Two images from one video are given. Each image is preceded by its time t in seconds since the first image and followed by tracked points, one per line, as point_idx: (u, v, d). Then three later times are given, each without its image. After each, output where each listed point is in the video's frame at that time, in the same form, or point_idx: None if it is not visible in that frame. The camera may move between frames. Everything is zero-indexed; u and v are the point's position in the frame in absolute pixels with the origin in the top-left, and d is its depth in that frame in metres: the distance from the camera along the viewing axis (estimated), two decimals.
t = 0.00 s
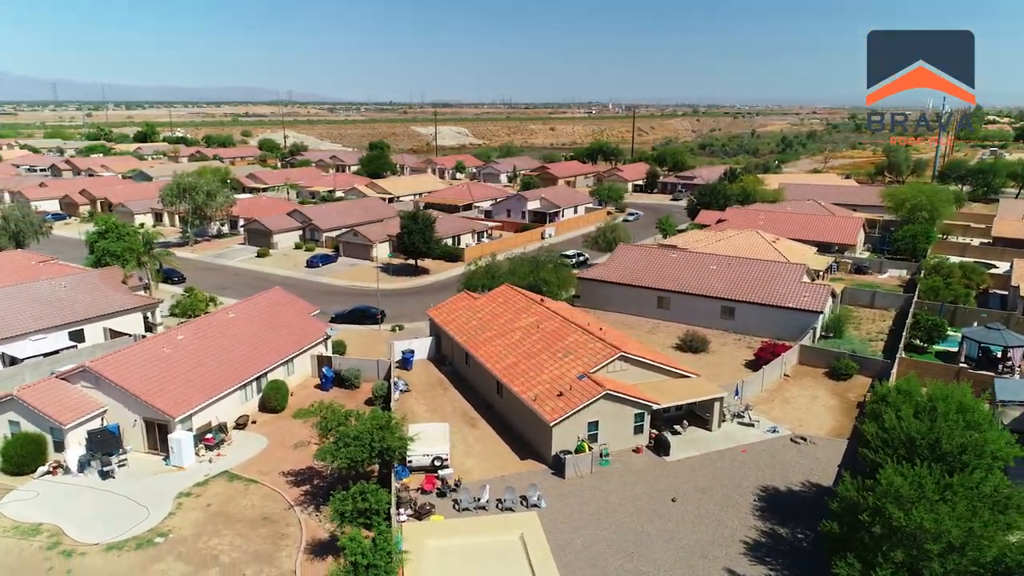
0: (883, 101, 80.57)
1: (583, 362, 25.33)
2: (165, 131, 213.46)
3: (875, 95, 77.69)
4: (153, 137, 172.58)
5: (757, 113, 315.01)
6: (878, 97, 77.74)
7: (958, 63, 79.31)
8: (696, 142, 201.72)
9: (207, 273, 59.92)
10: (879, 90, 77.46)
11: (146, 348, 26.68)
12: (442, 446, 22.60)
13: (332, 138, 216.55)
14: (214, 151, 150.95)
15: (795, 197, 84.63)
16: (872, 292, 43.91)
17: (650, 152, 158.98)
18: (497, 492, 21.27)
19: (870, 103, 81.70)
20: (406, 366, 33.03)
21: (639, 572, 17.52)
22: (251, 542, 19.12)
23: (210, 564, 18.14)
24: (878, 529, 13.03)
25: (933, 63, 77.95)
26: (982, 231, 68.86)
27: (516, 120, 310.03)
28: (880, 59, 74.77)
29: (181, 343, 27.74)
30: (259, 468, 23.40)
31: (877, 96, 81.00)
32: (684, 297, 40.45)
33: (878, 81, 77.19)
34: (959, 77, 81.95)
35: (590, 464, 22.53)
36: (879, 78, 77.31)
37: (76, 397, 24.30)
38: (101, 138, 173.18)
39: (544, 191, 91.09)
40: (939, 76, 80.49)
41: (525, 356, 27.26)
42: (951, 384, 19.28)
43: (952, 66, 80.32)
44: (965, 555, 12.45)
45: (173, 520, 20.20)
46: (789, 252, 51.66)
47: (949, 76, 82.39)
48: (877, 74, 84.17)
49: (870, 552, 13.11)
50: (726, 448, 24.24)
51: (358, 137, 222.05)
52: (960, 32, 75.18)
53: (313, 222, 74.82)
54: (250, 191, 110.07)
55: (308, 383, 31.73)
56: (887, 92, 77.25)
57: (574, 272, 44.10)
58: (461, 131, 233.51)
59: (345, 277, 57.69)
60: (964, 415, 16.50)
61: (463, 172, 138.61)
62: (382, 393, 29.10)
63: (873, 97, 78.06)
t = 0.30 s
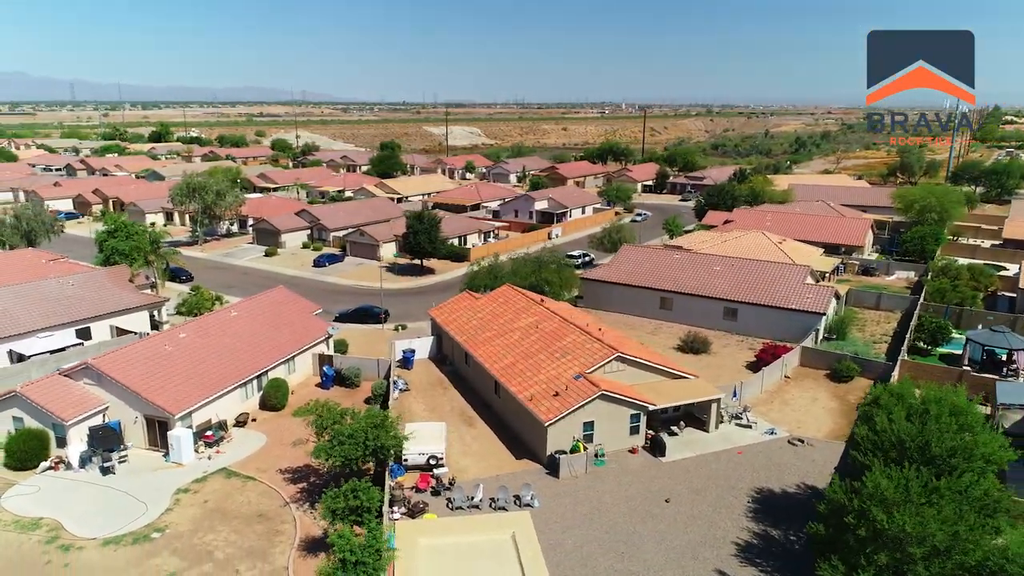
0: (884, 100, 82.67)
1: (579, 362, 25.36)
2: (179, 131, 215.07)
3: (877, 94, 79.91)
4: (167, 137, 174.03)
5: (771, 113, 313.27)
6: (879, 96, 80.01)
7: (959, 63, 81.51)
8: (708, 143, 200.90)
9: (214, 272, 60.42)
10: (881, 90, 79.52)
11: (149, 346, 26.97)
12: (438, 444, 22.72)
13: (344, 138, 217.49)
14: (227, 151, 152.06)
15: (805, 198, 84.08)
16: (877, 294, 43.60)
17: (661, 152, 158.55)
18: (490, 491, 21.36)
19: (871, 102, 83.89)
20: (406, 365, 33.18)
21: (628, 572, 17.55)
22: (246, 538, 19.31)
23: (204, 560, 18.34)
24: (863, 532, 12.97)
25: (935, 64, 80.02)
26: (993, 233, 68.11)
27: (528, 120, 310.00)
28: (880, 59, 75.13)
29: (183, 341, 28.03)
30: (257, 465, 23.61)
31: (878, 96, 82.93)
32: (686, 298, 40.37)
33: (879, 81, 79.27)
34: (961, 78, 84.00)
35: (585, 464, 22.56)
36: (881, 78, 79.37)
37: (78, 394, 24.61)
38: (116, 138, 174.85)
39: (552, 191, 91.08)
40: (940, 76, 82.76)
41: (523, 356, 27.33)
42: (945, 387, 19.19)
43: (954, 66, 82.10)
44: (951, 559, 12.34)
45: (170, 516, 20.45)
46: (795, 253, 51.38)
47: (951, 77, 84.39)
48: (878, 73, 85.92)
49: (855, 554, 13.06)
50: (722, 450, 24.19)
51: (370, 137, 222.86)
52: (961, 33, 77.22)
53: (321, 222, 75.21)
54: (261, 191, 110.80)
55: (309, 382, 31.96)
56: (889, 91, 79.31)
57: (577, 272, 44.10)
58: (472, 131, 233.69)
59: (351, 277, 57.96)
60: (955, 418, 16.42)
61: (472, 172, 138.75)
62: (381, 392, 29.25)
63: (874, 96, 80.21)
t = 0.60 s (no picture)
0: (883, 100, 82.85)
1: (576, 363, 25.39)
2: (193, 130, 216.90)
3: (877, 94, 79.79)
4: (181, 137, 175.63)
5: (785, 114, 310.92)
6: (880, 96, 80.01)
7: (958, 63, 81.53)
8: (721, 143, 199.83)
9: (223, 271, 60.96)
10: (882, 90, 79.49)
11: (152, 344, 27.29)
12: (434, 443, 22.84)
13: (356, 138, 218.41)
14: (240, 151, 153.26)
15: (815, 199, 83.49)
16: (883, 296, 43.26)
17: (672, 153, 157.99)
18: (485, 491, 21.45)
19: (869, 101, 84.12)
20: (408, 365, 33.32)
21: (618, 572, 17.60)
22: (241, 535, 19.51)
23: (199, 555, 18.56)
24: (847, 534, 12.96)
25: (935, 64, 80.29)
26: (1006, 235, 67.30)
27: (540, 120, 309.75)
28: (881, 59, 74.79)
29: (185, 339, 28.33)
30: (255, 462, 23.85)
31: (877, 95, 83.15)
32: (689, 299, 40.28)
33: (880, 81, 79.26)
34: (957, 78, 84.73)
35: (580, 464, 22.60)
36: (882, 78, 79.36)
37: (81, 390, 24.96)
38: (131, 138, 176.65)
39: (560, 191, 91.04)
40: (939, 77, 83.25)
41: (521, 356, 27.39)
42: (940, 390, 19.07)
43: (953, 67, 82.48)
44: (936, 562, 12.25)
45: (168, 511, 20.71)
46: (801, 255, 51.10)
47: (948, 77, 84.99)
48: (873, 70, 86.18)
49: (838, 557, 13.05)
50: (718, 451, 24.14)
51: (382, 137, 223.73)
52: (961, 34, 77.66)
53: (329, 221, 75.64)
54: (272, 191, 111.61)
55: (311, 380, 32.19)
56: (891, 91, 79.28)
57: (580, 273, 44.07)
58: (484, 132, 233.79)
59: (358, 276, 58.26)
60: (946, 422, 16.35)
61: (482, 172, 138.91)
62: (381, 391, 29.41)
63: (875, 96, 80.15)
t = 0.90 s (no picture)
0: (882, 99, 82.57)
1: (574, 363, 25.40)
2: (209, 130, 218.80)
3: (877, 94, 79.37)
4: (196, 137, 177.15)
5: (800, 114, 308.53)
6: (880, 96, 79.60)
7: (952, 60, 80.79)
8: (734, 143, 198.64)
9: (231, 270, 61.49)
10: (881, 89, 79.13)
11: (155, 342, 27.60)
12: (430, 443, 22.97)
13: (369, 138, 219.32)
14: (253, 151, 154.45)
15: (825, 200, 82.90)
16: (890, 298, 42.92)
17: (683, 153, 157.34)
18: (480, 490, 21.56)
19: (868, 100, 83.87)
20: (410, 365, 33.49)
21: (609, 573, 17.63)
22: (237, 531, 19.73)
23: (195, 551, 18.80)
24: (833, 538, 12.88)
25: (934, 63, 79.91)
26: (1019, 237, 66.45)
27: (552, 120, 309.43)
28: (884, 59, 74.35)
29: (188, 337, 28.62)
30: (254, 459, 24.09)
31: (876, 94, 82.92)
32: (692, 300, 40.17)
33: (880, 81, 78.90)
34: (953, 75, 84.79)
35: (576, 464, 22.64)
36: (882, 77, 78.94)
37: (85, 387, 25.30)
38: (147, 138, 178.50)
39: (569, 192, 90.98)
40: (937, 75, 82.98)
41: (519, 356, 27.44)
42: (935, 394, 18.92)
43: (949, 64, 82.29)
44: (922, 567, 12.16)
45: (166, 507, 20.98)
46: (808, 256, 50.81)
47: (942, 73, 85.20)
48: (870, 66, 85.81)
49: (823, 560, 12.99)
50: (715, 453, 24.10)
51: (394, 137, 224.55)
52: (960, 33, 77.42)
53: (338, 221, 76.05)
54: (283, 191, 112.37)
55: (313, 379, 32.45)
56: (891, 92, 78.88)
57: (584, 274, 44.05)
58: (497, 132, 233.83)
59: (365, 276, 58.59)
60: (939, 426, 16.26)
61: (493, 172, 139.03)
62: (381, 390, 29.57)
63: (875, 97, 79.79)
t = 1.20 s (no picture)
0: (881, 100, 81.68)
1: (572, 364, 25.42)
2: (224, 130, 220.65)
3: (877, 94, 78.48)
4: (211, 137, 178.71)
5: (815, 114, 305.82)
6: (880, 96, 78.74)
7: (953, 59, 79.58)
8: (747, 144, 197.50)
9: (240, 270, 62.00)
10: (882, 90, 78.24)
11: (159, 340, 27.94)
12: (426, 441, 23.06)
13: (382, 138, 220.11)
14: (267, 151, 155.54)
15: (836, 201, 82.17)
16: (897, 300, 42.55)
17: (695, 153, 156.49)
18: (475, 489, 21.64)
19: (867, 101, 83.03)
20: (411, 364, 33.66)
21: (599, 573, 17.67)
22: (233, 528, 19.92)
23: (191, 547, 19.02)
24: (817, 540, 12.93)
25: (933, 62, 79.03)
26: None
27: (566, 120, 308.91)
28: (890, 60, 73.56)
29: (191, 336, 28.96)
30: (254, 457, 24.32)
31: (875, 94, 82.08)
32: (696, 301, 40.04)
33: (879, 81, 78.01)
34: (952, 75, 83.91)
35: (571, 465, 22.69)
36: (882, 77, 78.08)
37: (89, 384, 25.66)
38: (163, 138, 180.35)
39: (578, 192, 90.86)
40: (936, 75, 82.03)
41: (518, 357, 27.48)
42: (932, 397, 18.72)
43: (949, 64, 81.35)
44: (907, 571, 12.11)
45: (165, 503, 21.24)
46: (816, 257, 50.45)
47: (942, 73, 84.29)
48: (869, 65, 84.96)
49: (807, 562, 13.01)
50: (712, 455, 24.01)
51: (407, 137, 225.36)
52: (960, 33, 76.51)
53: (347, 221, 76.43)
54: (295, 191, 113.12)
55: (315, 378, 32.68)
56: (891, 92, 77.96)
57: (589, 274, 44.00)
58: (511, 133, 233.78)
59: (372, 276, 58.89)
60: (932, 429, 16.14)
61: (504, 172, 139.03)
62: (382, 389, 29.72)
63: (875, 97, 78.95)
